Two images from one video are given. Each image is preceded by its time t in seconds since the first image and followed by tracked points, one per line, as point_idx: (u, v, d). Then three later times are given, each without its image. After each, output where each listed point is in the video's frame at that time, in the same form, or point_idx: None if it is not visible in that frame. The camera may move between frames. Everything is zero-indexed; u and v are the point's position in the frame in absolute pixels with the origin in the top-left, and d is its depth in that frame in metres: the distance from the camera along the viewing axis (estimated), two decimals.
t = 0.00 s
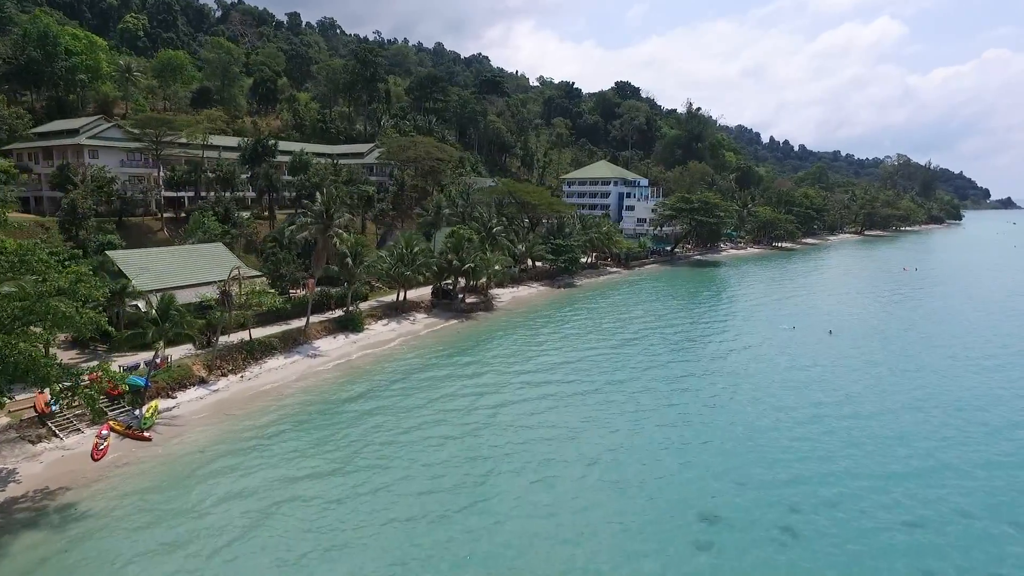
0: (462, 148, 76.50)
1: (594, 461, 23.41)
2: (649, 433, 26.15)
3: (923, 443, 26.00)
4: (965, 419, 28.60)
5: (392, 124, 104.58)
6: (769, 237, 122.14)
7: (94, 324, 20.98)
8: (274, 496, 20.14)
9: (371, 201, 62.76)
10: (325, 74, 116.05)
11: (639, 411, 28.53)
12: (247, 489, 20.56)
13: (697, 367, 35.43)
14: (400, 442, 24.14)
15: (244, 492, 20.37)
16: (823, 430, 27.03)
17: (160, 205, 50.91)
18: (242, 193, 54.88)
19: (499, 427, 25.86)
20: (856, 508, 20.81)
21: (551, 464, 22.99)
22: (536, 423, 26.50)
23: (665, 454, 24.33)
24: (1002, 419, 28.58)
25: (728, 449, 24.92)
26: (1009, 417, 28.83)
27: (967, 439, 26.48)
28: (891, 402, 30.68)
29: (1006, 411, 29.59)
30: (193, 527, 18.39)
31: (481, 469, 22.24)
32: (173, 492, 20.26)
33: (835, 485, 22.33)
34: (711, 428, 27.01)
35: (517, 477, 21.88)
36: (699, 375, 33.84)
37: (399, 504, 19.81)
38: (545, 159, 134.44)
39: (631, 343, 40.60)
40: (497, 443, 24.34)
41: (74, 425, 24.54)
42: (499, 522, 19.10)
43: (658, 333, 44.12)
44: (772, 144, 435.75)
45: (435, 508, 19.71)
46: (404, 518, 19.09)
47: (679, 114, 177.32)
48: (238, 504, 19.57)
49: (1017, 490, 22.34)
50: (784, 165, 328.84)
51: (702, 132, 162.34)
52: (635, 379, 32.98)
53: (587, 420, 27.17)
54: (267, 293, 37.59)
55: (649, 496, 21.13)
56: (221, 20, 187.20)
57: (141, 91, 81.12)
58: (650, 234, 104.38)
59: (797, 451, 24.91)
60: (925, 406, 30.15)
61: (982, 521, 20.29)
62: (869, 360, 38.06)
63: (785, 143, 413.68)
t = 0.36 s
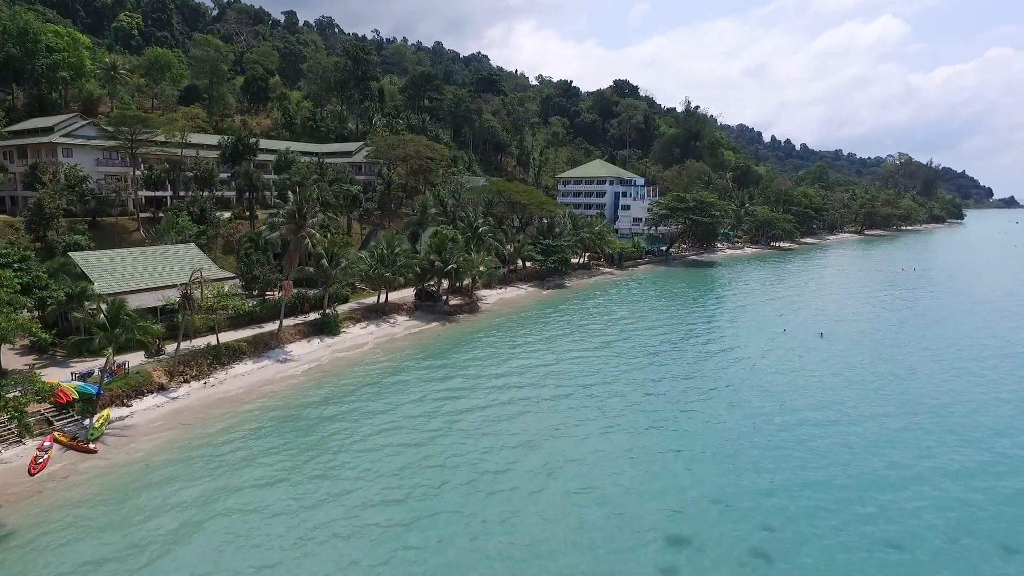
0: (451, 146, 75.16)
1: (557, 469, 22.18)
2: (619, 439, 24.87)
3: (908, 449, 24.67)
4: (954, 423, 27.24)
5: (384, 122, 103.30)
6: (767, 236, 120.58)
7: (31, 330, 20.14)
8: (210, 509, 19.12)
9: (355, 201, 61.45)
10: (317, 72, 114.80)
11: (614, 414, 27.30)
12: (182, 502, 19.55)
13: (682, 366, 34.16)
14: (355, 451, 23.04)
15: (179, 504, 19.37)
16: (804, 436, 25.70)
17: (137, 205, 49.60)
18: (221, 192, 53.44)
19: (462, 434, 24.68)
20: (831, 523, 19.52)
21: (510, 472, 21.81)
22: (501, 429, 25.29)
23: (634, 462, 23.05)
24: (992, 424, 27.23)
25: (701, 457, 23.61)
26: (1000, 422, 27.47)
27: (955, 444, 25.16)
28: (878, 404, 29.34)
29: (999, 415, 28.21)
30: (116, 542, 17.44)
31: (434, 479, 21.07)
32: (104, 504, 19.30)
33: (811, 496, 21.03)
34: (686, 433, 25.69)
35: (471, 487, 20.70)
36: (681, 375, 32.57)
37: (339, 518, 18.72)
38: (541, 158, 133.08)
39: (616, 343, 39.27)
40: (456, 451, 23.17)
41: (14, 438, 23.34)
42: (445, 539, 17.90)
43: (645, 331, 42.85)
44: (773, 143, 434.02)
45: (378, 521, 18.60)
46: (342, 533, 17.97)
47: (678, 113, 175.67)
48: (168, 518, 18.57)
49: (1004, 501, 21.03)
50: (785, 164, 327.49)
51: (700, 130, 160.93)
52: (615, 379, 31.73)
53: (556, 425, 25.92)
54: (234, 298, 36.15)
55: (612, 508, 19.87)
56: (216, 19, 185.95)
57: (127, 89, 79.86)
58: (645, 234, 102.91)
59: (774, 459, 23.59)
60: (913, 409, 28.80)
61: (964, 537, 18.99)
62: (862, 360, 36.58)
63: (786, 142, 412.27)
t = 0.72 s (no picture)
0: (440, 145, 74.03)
1: (517, 479, 21.06)
2: (588, 446, 23.75)
3: (888, 457, 23.51)
4: (940, 430, 26.05)
5: (376, 121, 102.14)
6: (764, 236, 119.29)
7: None
8: (141, 524, 18.18)
9: (340, 201, 60.28)
10: (309, 70, 113.81)
11: (586, 420, 26.18)
12: (114, 514, 18.64)
13: (663, 370, 32.96)
14: (308, 461, 22.04)
15: (110, 517, 18.47)
16: (781, 443, 24.54)
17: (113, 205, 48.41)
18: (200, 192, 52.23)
19: (423, 441, 23.59)
20: (800, 538, 18.39)
21: (466, 482, 20.74)
22: (465, 435, 24.23)
23: (601, 470, 21.90)
24: (979, 430, 26.07)
25: (672, 466, 22.45)
26: (987, 428, 26.26)
27: (938, 452, 23.98)
28: (861, 409, 28.14)
29: (986, 421, 27.03)
30: (38, 558, 16.55)
31: (385, 490, 20.01)
32: (32, 515, 18.43)
33: (782, 509, 19.89)
34: (658, 439, 24.53)
35: (422, 499, 19.62)
36: (661, 379, 31.41)
37: (275, 532, 17.69)
38: (536, 158, 131.95)
39: (600, 344, 38.12)
40: (413, 459, 22.10)
41: None
42: (386, 555, 16.85)
43: (630, 333, 41.65)
44: (774, 143, 432.30)
45: (316, 536, 17.57)
46: (275, 550, 16.94)
47: (676, 112, 174.37)
48: (95, 532, 17.66)
49: (985, 514, 19.88)
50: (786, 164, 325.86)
51: (699, 129, 159.67)
52: (592, 384, 30.59)
53: (524, 431, 24.80)
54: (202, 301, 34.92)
55: (569, 522, 18.76)
56: (212, 18, 184.89)
57: (112, 87, 78.67)
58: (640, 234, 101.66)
59: (748, 468, 22.44)
60: (898, 415, 27.61)
61: (941, 553, 17.85)
62: (851, 362, 35.37)
63: (787, 141, 410.64)
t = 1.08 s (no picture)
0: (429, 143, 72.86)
1: (471, 492, 19.93)
2: (552, 455, 22.59)
3: (865, 466, 22.40)
4: (921, 436, 24.96)
5: (367, 119, 100.94)
6: (761, 236, 117.94)
7: None
8: (62, 545, 17.27)
9: (323, 201, 59.06)
10: (300, 69, 112.58)
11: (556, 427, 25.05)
12: (33, 531, 17.88)
13: (642, 374, 31.76)
14: (253, 477, 21.04)
15: (35, 536, 17.58)
16: (755, 451, 23.38)
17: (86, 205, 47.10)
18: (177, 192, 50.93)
19: (380, 453, 22.51)
20: (763, 552, 17.29)
21: (418, 494, 19.69)
22: (425, 446, 23.10)
23: (561, 481, 20.72)
24: (962, 437, 24.98)
25: (636, 475, 21.30)
26: (971, 434, 25.21)
27: (916, 461, 22.87)
28: (841, 414, 27.01)
29: (970, 427, 25.93)
30: None
31: (331, 505, 18.98)
32: None
33: (746, 521, 18.80)
34: (628, 448, 23.31)
35: (363, 515, 18.58)
36: (639, 384, 30.23)
37: (202, 552, 16.71)
38: (531, 157, 130.69)
39: (583, 347, 36.91)
40: (365, 473, 21.00)
41: None
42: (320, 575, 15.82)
43: (614, 335, 40.45)
44: (774, 142, 430.52)
45: (245, 555, 16.56)
46: (191, 569, 16.04)
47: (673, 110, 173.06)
48: (14, 553, 16.78)
49: (963, 527, 18.81)
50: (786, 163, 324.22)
51: (696, 128, 158.38)
52: (567, 388, 29.44)
53: (488, 439, 23.66)
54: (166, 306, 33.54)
55: (517, 537, 17.66)
56: (207, 17, 183.55)
57: (97, 85, 77.47)
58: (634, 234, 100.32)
59: (716, 478, 21.28)
60: (880, 420, 26.48)
61: (912, 569, 16.77)
62: (840, 365, 34.11)
63: (787, 141, 408.94)
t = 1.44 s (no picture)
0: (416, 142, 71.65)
1: (417, 508, 18.78)
2: (511, 465, 21.50)
3: (840, 477, 21.25)
4: (902, 444, 23.80)
5: (357, 119, 99.71)
6: (757, 236, 116.65)
7: None
8: None
9: (304, 201, 57.80)
10: (291, 67, 111.45)
11: (520, 434, 23.87)
12: None
13: (618, 378, 30.54)
14: (191, 489, 20.08)
15: None
16: (723, 459, 22.31)
17: (55, 205, 45.72)
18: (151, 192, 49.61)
19: (329, 466, 21.38)
20: (721, 571, 16.17)
21: (362, 511, 18.60)
22: (377, 459, 21.97)
23: (516, 495, 19.56)
24: (945, 445, 23.82)
25: (596, 487, 20.18)
26: (951, 441, 24.15)
27: (895, 471, 21.72)
28: (821, 421, 25.84)
29: (954, 435, 24.77)
30: None
31: (266, 525, 17.90)
32: None
33: (708, 538, 17.68)
34: (592, 458, 22.11)
35: (297, 535, 17.53)
36: (614, 388, 29.09)
37: None
38: (525, 157, 129.52)
39: (563, 350, 35.71)
40: (307, 488, 19.91)
41: None
42: None
43: (596, 337, 39.21)
44: (774, 142, 429.17)
45: None
46: None
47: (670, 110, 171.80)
48: None
49: (934, 543, 17.72)
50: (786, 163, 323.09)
51: (693, 127, 157.01)
52: (539, 394, 28.22)
53: (445, 451, 22.47)
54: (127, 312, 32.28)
55: (459, 556, 16.55)
56: (200, 15, 182.24)
57: (79, 84, 76.37)
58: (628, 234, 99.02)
59: (682, 491, 20.11)
60: (861, 427, 25.30)
61: None
62: (826, 370, 32.86)
63: (786, 141, 407.63)
